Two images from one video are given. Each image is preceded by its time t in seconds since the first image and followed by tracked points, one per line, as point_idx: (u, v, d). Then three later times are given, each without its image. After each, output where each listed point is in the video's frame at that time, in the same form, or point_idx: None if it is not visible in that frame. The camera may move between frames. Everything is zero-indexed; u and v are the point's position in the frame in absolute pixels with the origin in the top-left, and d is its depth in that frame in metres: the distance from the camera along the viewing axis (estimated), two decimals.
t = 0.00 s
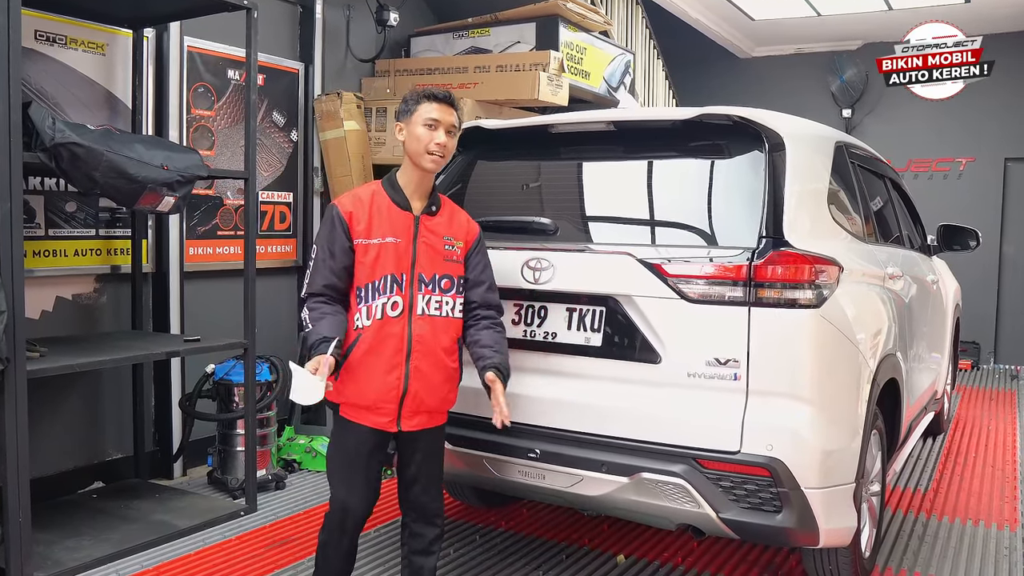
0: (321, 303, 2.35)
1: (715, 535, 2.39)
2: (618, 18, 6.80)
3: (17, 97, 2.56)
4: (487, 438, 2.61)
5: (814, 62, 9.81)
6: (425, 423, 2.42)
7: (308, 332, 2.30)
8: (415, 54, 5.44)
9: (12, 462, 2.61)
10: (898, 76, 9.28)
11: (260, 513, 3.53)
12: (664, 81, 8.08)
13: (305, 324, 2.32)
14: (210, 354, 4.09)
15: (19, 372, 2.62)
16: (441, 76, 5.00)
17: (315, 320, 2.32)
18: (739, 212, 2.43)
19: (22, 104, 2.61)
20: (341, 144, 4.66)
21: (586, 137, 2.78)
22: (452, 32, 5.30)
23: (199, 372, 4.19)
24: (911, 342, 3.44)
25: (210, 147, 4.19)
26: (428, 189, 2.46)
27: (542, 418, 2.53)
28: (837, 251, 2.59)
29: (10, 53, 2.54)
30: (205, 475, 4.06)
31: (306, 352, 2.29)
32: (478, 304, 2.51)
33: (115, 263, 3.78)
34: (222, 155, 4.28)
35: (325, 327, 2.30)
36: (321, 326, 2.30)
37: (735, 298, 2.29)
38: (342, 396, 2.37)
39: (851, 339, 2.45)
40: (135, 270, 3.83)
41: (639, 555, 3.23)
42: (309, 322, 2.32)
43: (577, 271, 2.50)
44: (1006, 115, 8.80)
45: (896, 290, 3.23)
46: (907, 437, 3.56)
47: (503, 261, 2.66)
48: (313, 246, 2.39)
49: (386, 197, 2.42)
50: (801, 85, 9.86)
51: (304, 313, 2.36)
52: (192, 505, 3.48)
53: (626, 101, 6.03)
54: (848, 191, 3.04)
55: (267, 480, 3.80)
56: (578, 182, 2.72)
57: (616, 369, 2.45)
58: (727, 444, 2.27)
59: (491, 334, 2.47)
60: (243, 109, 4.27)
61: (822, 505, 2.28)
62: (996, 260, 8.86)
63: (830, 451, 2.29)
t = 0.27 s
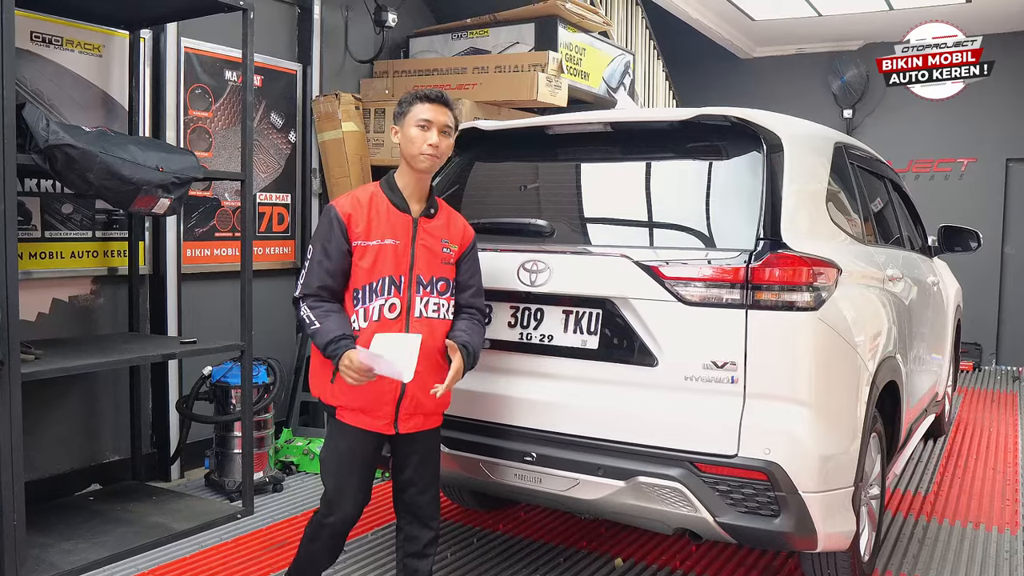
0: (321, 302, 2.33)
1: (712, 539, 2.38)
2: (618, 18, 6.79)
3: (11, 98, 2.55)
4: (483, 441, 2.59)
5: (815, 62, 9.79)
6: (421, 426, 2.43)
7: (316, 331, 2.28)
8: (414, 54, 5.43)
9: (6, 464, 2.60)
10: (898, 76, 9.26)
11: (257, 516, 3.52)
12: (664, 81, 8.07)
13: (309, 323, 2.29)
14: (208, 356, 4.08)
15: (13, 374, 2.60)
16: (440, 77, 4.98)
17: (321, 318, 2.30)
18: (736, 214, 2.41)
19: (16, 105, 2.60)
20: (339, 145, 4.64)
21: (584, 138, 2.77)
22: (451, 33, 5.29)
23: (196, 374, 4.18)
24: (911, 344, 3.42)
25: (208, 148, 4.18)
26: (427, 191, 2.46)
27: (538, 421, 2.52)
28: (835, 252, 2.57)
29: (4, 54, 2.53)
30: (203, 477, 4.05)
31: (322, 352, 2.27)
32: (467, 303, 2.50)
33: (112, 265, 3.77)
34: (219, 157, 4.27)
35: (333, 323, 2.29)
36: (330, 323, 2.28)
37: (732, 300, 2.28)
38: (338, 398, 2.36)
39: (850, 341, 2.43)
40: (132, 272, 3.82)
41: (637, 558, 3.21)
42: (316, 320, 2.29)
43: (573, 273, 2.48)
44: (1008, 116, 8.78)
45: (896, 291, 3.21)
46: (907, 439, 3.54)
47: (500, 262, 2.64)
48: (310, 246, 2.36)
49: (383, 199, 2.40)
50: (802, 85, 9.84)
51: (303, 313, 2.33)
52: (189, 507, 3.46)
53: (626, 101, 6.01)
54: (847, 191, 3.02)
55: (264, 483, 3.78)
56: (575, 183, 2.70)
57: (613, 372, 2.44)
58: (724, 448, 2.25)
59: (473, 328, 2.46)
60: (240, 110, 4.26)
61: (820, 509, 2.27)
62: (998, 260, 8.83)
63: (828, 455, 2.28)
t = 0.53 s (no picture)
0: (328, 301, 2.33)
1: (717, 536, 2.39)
2: (621, 18, 6.80)
3: (18, 96, 2.55)
4: (489, 438, 2.60)
5: (817, 62, 9.81)
6: (427, 416, 2.49)
7: (333, 329, 2.27)
8: (417, 53, 5.44)
9: (13, 460, 2.61)
10: (899, 76, 9.27)
11: (261, 513, 3.53)
12: (666, 82, 8.08)
13: (321, 324, 2.28)
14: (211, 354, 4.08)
15: (20, 370, 2.61)
16: (443, 76, 4.98)
17: (334, 315, 2.28)
18: (742, 213, 2.42)
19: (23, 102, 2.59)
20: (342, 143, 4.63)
21: (589, 138, 2.77)
22: (454, 32, 5.30)
23: (200, 371, 4.18)
24: (914, 343, 3.43)
25: (212, 146, 4.18)
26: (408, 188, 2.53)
27: (543, 418, 2.53)
28: (839, 252, 2.58)
29: (12, 50, 2.52)
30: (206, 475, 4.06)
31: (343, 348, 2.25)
32: (451, 294, 2.60)
33: (116, 262, 3.77)
34: (223, 155, 4.27)
35: (346, 317, 2.28)
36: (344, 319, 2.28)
37: (738, 299, 2.28)
38: (347, 397, 2.37)
39: (854, 340, 2.44)
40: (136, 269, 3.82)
41: (640, 556, 3.22)
42: (330, 319, 2.28)
43: (579, 272, 2.48)
44: (1008, 116, 8.79)
45: (899, 291, 3.22)
46: (910, 439, 3.56)
47: (505, 259, 2.63)
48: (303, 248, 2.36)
49: (372, 197, 2.45)
50: (803, 86, 9.85)
51: (307, 315, 2.31)
52: (193, 504, 3.47)
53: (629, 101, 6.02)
54: (851, 191, 3.03)
55: (268, 480, 3.78)
56: (581, 182, 2.71)
57: (618, 370, 2.45)
58: (730, 446, 2.26)
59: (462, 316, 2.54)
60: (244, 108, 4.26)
61: (825, 507, 2.27)
62: (998, 261, 8.85)
63: (833, 454, 2.29)
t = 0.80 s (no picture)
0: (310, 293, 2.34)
1: (726, 533, 2.41)
2: (622, 21, 6.83)
3: (31, 97, 2.56)
4: (497, 437, 2.62)
5: (815, 65, 9.85)
6: (407, 414, 2.51)
7: (317, 313, 2.27)
8: (420, 55, 5.46)
9: (24, 460, 2.62)
10: (899, 76, 9.32)
11: (268, 512, 3.54)
12: (667, 85, 8.11)
13: (304, 309, 2.29)
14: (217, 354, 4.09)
15: (32, 370, 2.62)
16: (447, 78, 5.01)
17: (318, 299, 2.30)
18: (749, 214, 2.44)
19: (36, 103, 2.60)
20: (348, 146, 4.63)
21: (596, 139, 2.80)
22: (457, 34, 5.33)
23: (205, 372, 4.19)
24: (917, 343, 3.46)
25: (218, 148, 4.20)
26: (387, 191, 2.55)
27: (551, 417, 2.55)
28: (845, 252, 2.61)
29: (24, 51, 2.52)
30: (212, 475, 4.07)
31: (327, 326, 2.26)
32: (432, 292, 2.63)
33: (123, 263, 3.79)
34: (228, 156, 4.29)
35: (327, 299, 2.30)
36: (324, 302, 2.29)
37: (746, 298, 2.31)
38: (327, 396, 2.41)
39: (861, 339, 2.47)
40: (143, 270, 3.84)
41: (647, 554, 3.24)
42: (313, 304, 2.29)
43: (589, 272, 2.51)
44: (1006, 119, 8.84)
45: (902, 291, 3.25)
46: (913, 438, 3.58)
47: (513, 260, 2.64)
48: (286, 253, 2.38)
49: (351, 201, 2.47)
50: (802, 89, 9.90)
51: (292, 309, 2.30)
52: (200, 504, 3.49)
53: (631, 103, 6.05)
54: (855, 192, 3.06)
55: (274, 480, 3.81)
56: (586, 184, 2.74)
57: (627, 369, 2.47)
58: (740, 444, 2.28)
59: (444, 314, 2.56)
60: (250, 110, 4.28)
61: (834, 505, 2.30)
62: (996, 263, 8.89)
63: (841, 452, 2.31)
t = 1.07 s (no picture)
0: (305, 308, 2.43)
1: (729, 531, 2.46)
2: (622, 24, 6.89)
3: (45, 103, 2.59)
4: (503, 436, 2.66)
5: (813, 68, 9.91)
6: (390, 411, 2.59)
7: (311, 337, 2.36)
8: (422, 59, 5.51)
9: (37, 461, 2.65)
10: (898, 76, 9.35)
11: (275, 512, 3.58)
12: (665, 88, 8.17)
13: (303, 332, 2.38)
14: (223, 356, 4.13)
15: (45, 372, 2.65)
16: (449, 82, 5.08)
17: (313, 323, 2.38)
18: (751, 218, 2.49)
19: (49, 108, 2.65)
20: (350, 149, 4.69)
21: (600, 144, 2.84)
22: (459, 38, 5.38)
23: (211, 373, 4.23)
24: (914, 345, 3.52)
25: (223, 151, 4.23)
26: (364, 200, 2.64)
27: (556, 417, 2.60)
28: (845, 255, 2.66)
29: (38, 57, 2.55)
30: (218, 475, 4.10)
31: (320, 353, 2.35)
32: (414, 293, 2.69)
33: (130, 265, 3.82)
34: (233, 159, 4.32)
35: (320, 323, 2.38)
36: (321, 325, 2.37)
37: (748, 300, 2.35)
38: (308, 397, 2.50)
39: (861, 340, 2.52)
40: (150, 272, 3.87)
41: (649, 552, 3.29)
42: (308, 326, 2.38)
43: (594, 274, 2.56)
44: (1002, 122, 8.91)
45: (900, 293, 3.31)
46: (910, 438, 3.64)
47: (520, 263, 2.69)
48: (272, 263, 2.48)
49: (329, 210, 2.56)
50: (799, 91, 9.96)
51: (289, 326, 2.42)
52: (208, 504, 3.52)
53: (631, 106, 6.10)
54: (854, 196, 3.11)
55: (280, 480, 3.86)
56: (588, 188, 2.79)
57: (632, 371, 2.51)
58: (743, 444, 2.33)
59: (423, 318, 2.65)
60: (255, 114, 4.32)
61: (834, 503, 2.35)
62: (992, 264, 8.97)
63: (841, 451, 2.36)
